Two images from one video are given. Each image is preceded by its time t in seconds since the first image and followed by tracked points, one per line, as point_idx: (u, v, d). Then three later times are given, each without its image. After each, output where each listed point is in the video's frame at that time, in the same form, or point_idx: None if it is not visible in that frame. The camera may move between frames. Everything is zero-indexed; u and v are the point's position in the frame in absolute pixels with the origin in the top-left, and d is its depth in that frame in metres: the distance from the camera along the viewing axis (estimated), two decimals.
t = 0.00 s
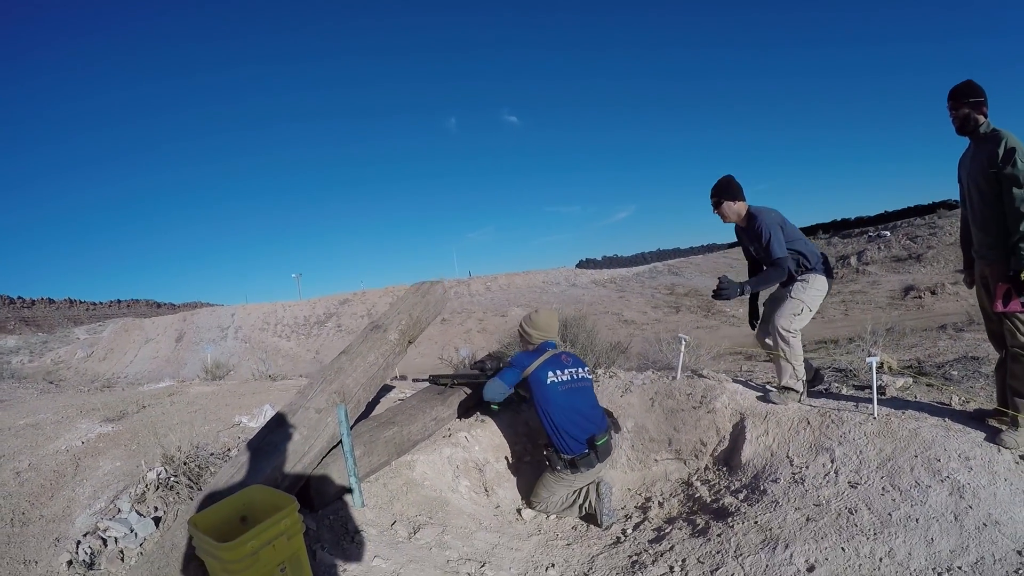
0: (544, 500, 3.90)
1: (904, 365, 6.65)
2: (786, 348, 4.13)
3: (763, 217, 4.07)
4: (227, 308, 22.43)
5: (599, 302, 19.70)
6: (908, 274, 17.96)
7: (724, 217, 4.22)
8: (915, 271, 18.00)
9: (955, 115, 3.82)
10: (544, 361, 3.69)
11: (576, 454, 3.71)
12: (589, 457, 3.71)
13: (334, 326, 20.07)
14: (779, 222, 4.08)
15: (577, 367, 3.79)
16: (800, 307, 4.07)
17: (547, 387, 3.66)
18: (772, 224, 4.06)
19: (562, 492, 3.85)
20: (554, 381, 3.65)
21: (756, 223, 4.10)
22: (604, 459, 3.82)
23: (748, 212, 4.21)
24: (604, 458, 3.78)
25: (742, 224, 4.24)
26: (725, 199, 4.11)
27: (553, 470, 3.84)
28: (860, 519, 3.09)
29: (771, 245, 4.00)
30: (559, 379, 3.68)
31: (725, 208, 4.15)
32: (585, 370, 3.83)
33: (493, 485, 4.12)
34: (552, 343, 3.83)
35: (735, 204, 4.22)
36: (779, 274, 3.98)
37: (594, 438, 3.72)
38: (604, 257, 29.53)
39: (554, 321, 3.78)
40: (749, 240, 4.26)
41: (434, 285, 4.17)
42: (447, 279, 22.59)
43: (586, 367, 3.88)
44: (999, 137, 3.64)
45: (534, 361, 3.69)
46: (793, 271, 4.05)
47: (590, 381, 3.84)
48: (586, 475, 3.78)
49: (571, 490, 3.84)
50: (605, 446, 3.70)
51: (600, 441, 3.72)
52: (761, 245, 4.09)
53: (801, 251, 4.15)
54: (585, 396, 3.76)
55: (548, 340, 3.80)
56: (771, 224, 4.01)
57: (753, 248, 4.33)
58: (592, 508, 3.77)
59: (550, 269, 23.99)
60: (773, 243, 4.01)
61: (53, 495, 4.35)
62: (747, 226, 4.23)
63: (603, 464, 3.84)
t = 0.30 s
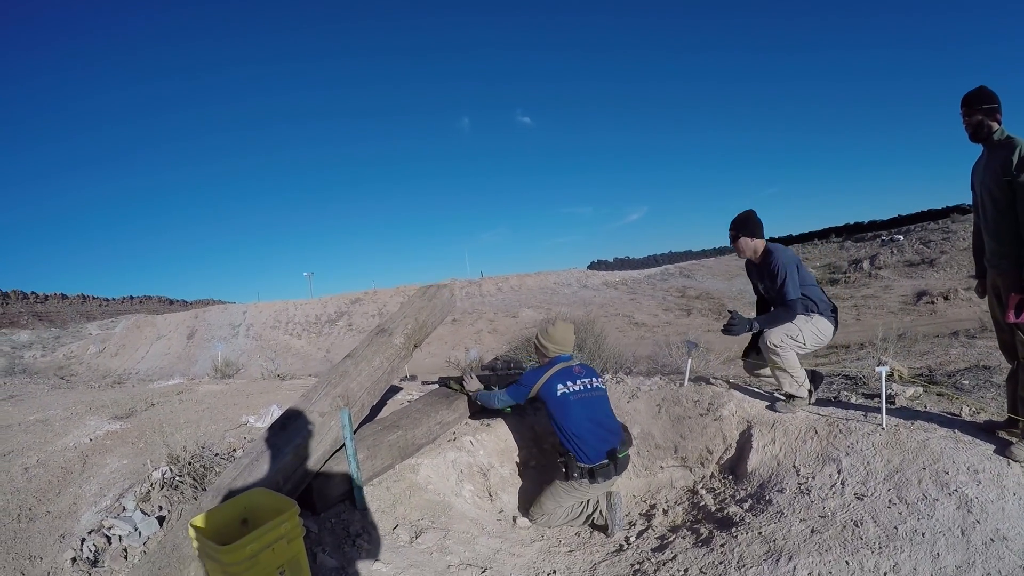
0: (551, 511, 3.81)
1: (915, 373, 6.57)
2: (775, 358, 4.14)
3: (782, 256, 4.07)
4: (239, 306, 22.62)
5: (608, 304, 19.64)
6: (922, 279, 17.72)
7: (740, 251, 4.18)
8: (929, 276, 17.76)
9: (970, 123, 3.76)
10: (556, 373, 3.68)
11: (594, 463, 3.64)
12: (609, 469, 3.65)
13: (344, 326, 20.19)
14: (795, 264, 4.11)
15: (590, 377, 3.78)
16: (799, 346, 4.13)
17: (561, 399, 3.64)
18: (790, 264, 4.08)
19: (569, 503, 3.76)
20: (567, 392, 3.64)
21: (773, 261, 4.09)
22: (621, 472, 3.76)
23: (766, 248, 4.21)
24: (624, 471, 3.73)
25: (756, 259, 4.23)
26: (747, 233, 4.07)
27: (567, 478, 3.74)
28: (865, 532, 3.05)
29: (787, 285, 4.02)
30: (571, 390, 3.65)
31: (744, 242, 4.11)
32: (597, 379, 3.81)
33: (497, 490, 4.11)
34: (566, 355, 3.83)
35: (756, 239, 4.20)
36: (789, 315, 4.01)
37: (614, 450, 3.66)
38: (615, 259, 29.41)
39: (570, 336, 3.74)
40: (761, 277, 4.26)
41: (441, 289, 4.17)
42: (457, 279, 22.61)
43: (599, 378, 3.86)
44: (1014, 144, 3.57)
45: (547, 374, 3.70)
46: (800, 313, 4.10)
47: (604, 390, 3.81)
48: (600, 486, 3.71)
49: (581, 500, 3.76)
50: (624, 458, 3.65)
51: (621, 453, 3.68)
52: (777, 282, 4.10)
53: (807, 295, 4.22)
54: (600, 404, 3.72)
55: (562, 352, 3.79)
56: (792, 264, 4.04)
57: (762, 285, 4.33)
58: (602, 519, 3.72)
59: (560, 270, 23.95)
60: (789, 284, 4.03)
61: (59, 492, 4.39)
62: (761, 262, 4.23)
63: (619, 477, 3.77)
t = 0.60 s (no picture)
0: (550, 512, 3.83)
1: (921, 380, 6.54)
2: (773, 367, 4.11)
3: (792, 277, 4.08)
4: (246, 303, 22.75)
5: (615, 307, 19.63)
6: (931, 286, 17.61)
7: (754, 264, 4.20)
8: (938, 283, 17.64)
9: (977, 131, 3.76)
10: (541, 367, 3.73)
11: (572, 458, 3.65)
12: (589, 463, 3.62)
13: (350, 325, 20.28)
14: (802, 288, 4.11)
15: (579, 372, 3.78)
16: (793, 362, 4.11)
17: (544, 392, 3.66)
18: (797, 285, 4.08)
19: (568, 506, 3.78)
20: (551, 386, 3.65)
21: (783, 279, 4.11)
22: (605, 468, 3.70)
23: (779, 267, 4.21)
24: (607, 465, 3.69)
25: (768, 277, 4.25)
26: (766, 249, 4.08)
27: (553, 474, 3.80)
28: (866, 539, 3.06)
29: (787, 303, 4.02)
30: (554, 383, 3.67)
31: (759, 258, 4.12)
32: (587, 375, 3.81)
33: (499, 490, 4.12)
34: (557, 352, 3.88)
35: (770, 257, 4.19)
36: (779, 333, 4.03)
37: (593, 444, 3.64)
38: (623, 262, 29.37)
39: (559, 334, 3.84)
40: (769, 295, 4.28)
41: (448, 290, 4.21)
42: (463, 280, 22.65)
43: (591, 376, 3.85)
44: (1021, 152, 3.56)
45: (533, 368, 3.74)
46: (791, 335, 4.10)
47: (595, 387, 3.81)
48: (586, 484, 3.72)
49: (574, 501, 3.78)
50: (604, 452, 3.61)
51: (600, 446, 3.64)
52: (779, 301, 4.11)
53: (806, 322, 4.22)
54: (587, 399, 3.71)
55: (552, 349, 3.86)
56: (799, 286, 4.04)
57: (768, 302, 4.35)
58: (601, 521, 3.75)
59: (567, 272, 23.95)
60: (789, 303, 4.03)
61: (65, 484, 4.45)
62: (772, 280, 4.24)
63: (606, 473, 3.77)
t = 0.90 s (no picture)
0: (553, 507, 3.93)
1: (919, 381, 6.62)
2: (772, 367, 4.20)
3: (785, 280, 4.18)
4: (250, 303, 22.90)
5: (617, 309, 19.71)
6: (934, 289, 17.65)
7: (746, 270, 4.28)
8: (941, 286, 17.67)
9: (971, 136, 3.84)
10: (549, 381, 3.79)
11: (588, 468, 3.69)
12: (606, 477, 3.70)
13: (354, 325, 20.41)
14: (797, 290, 4.21)
15: (586, 383, 3.86)
16: (791, 362, 4.19)
17: (554, 406, 3.71)
18: (790, 287, 4.18)
19: (569, 503, 3.86)
20: (560, 400, 3.71)
21: (777, 282, 4.20)
22: (619, 477, 3.79)
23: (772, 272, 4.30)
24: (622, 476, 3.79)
25: (760, 282, 4.34)
26: (758, 255, 4.16)
27: (566, 482, 3.85)
28: (856, 532, 3.15)
29: (783, 306, 4.12)
30: (563, 397, 3.73)
31: (752, 264, 4.21)
32: (593, 385, 3.89)
33: (500, 485, 4.22)
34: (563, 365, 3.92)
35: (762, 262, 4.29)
36: (778, 335, 4.12)
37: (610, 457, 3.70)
38: (626, 264, 29.43)
39: (563, 350, 3.85)
40: (764, 299, 4.36)
41: (452, 289, 4.32)
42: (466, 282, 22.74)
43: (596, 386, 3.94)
44: (1012, 156, 3.64)
45: (541, 382, 3.80)
46: (789, 336, 4.19)
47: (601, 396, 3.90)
48: (598, 492, 3.78)
49: (581, 501, 3.86)
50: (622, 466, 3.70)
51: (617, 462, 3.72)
52: (775, 304, 4.19)
53: (802, 323, 4.32)
54: (597, 410, 3.79)
55: (558, 364, 3.89)
56: (793, 288, 4.13)
57: (763, 306, 4.43)
58: (601, 516, 3.84)
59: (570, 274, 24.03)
60: (785, 305, 4.12)
61: (77, 477, 4.55)
62: (765, 285, 4.33)
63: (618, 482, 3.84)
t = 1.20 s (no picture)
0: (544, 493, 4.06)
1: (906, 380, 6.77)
2: (756, 363, 4.36)
3: (766, 281, 4.32)
4: (248, 301, 23.00)
5: (614, 309, 19.85)
6: (929, 293, 17.82)
7: (727, 274, 4.41)
8: (935, 290, 17.84)
9: (951, 140, 3.99)
10: (542, 367, 3.96)
11: (576, 452, 3.83)
12: (592, 460, 3.84)
13: (352, 323, 20.52)
14: (778, 290, 4.36)
15: (577, 372, 4.03)
16: (775, 358, 4.34)
17: (546, 390, 3.88)
18: (772, 289, 4.32)
19: (559, 489, 4.00)
20: (552, 385, 3.88)
21: (757, 284, 4.33)
22: (604, 462, 3.92)
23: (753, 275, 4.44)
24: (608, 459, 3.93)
25: (741, 284, 4.47)
26: (738, 259, 4.29)
27: (554, 465, 3.98)
28: (834, 519, 3.29)
29: (766, 306, 4.25)
30: (554, 382, 3.90)
31: (733, 268, 4.34)
32: (584, 374, 4.06)
33: (495, 473, 4.36)
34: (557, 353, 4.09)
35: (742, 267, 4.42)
36: (762, 334, 4.26)
37: (597, 440, 3.84)
38: (624, 265, 29.57)
39: (556, 338, 4.04)
40: (747, 300, 4.51)
41: (451, 285, 4.47)
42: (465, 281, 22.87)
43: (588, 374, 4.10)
44: (990, 160, 3.79)
45: (534, 367, 3.97)
46: (773, 334, 4.33)
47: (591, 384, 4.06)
48: (586, 474, 3.91)
49: (571, 485, 3.99)
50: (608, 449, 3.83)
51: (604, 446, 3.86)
52: (758, 304, 4.33)
53: (785, 322, 4.46)
54: (587, 395, 3.95)
55: (552, 351, 4.06)
56: (775, 289, 4.26)
57: (748, 307, 4.58)
58: (590, 502, 3.98)
59: (567, 274, 24.17)
60: (768, 306, 4.25)
61: (83, 464, 4.67)
62: (747, 287, 4.46)
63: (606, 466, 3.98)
